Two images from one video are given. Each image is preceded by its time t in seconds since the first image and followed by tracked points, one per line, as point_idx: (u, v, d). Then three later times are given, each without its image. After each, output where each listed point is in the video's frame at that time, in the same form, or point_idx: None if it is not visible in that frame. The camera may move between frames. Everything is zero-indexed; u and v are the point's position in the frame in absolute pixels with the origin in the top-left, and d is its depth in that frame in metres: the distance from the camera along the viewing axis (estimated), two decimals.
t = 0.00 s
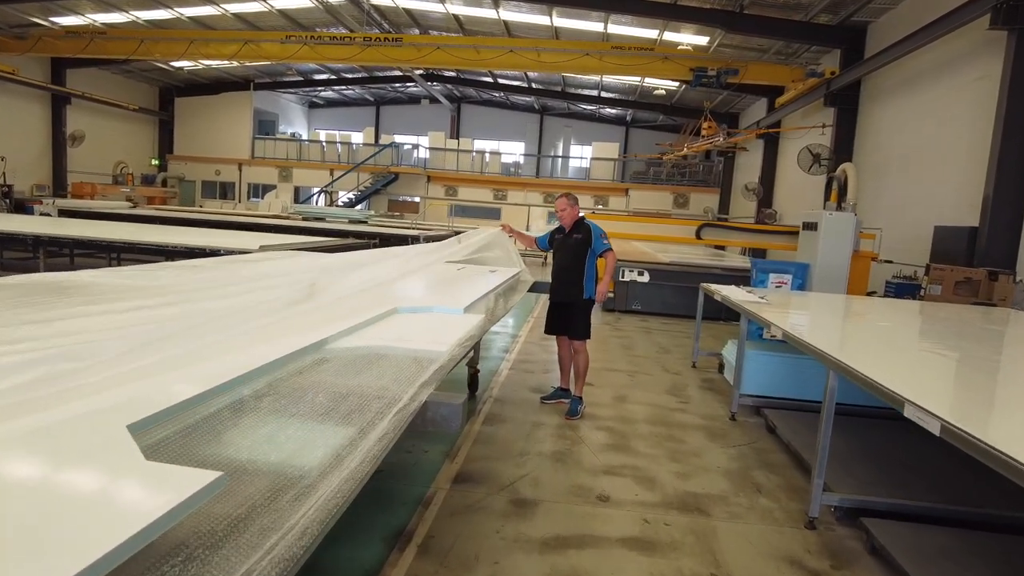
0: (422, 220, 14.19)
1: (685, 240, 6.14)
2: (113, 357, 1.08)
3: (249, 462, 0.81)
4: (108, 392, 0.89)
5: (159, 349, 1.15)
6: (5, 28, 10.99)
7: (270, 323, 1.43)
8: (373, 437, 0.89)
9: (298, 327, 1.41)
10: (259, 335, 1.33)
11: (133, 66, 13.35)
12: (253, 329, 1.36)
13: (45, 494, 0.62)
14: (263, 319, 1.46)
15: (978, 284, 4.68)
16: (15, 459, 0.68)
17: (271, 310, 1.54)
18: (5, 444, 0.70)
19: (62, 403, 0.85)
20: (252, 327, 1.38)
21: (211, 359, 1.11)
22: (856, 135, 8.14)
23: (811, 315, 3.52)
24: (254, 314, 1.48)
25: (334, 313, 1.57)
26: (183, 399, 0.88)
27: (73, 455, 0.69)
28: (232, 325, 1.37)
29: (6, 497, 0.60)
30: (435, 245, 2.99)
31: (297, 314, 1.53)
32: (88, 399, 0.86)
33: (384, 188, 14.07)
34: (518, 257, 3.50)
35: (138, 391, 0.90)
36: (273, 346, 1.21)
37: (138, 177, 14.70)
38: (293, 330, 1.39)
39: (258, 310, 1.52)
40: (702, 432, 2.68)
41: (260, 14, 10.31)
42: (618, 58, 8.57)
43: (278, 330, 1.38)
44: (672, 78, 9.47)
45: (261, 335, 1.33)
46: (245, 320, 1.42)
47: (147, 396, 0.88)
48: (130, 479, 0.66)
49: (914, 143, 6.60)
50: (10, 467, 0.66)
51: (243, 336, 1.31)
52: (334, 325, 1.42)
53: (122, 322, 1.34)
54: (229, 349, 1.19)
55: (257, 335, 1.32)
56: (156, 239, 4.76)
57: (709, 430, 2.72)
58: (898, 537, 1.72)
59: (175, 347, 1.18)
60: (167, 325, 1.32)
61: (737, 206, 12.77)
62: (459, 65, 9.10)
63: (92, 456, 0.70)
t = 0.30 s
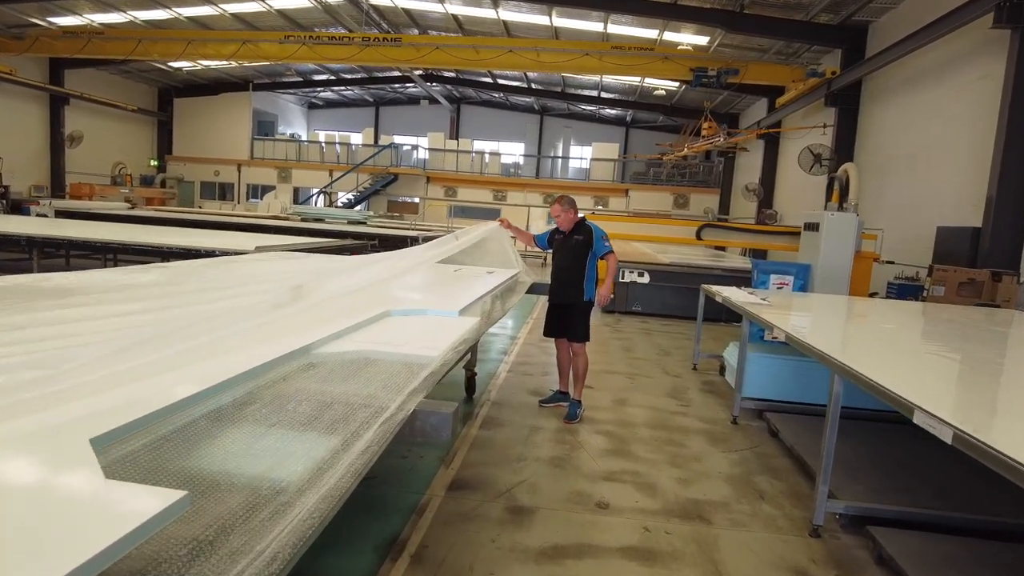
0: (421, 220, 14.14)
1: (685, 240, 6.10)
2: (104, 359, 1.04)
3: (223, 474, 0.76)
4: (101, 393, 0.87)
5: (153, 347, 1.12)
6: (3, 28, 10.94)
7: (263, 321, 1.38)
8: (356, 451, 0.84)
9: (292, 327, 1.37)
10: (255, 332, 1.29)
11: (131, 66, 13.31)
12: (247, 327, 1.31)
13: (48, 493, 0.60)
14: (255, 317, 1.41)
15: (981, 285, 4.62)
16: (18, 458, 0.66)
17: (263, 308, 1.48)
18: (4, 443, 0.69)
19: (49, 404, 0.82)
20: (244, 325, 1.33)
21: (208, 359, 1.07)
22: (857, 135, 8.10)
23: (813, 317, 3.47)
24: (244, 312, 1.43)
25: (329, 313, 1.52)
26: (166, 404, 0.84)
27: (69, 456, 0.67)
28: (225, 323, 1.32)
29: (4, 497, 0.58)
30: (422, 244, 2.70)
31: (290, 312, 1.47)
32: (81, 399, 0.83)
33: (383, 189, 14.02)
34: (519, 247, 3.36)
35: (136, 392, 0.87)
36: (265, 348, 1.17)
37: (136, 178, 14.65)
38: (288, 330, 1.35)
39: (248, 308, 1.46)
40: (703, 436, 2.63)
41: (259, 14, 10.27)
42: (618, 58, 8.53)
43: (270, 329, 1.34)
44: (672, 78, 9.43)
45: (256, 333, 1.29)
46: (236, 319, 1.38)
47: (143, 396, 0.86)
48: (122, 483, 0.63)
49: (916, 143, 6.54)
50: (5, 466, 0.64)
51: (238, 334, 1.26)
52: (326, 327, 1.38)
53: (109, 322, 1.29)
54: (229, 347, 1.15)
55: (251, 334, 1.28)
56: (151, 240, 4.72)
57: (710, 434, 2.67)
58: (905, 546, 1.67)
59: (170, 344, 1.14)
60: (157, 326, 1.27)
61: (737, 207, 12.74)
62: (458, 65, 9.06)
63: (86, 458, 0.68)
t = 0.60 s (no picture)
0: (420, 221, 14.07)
1: (684, 241, 6.05)
2: (83, 366, 1.03)
3: (184, 493, 0.71)
4: (69, 406, 0.84)
5: (128, 356, 1.09)
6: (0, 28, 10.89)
7: (245, 327, 1.34)
8: (330, 466, 0.80)
9: (274, 333, 1.32)
10: (236, 339, 1.25)
11: (130, 67, 13.26)
12: (230, 333, 1.28)
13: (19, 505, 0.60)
14: (237, 324, 1.37)
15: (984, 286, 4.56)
16: None
17: (244, 315, 1.44)
18: None
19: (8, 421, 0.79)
20: (224, 332, 1.29)
21: (189, 367, 1.05)
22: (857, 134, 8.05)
23: (814, 319, 3.41)
24: (224, 318, 1.39)
25: (314, 319, 1.47)
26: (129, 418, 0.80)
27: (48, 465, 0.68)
28: (206, 331, 1.29)
29: None
30: (418, 244, 2.75)
31: (272, 319, 1.43)
32: (46, 415, 0.81)
33: (382, 189, 13.95)
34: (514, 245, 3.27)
35: (111, 404, 0.85)
36: (243, 356, 1.13)
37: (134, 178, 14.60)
38: (270, 335, 1.31)
39: (229, 315, 1.42)
40: (702, 442, 2.58)
41: (256, 14, 10.22)
42: (618, 57, 8.48)
43: (251, 335, 1.30)
44: (672, 77, 9.38)
45: (236, 340, 1.24)
46: (217, 326, 1.34)
47: (116, 407, 0.84)
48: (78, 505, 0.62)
49: (918, 142, 6.48)
50: None
51: (217, 340, 1.23)
52: (310, 333, 1.33)
53: (83, 328, 1.26)
54: (208, 355, 1.12)
55: (231, 341, 1.24)
56: (145, 241, 4.66)
57: (709, 439, 2.62)
58: (910, 558, 1.62)
59: (146, 353, 1.11)
60: (133, 334, 1.24)
61: (737, 207, 12.69)
62: (456, 65, 9.00)
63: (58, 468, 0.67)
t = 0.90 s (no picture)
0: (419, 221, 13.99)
1: (683, 242, 5.99)
2: (71, 370, 1.03)
3: (121, 517, 0.66)
4: (38, 416, 0.82)
5: (117, 359, 1.09)
6: None
7: (219, 335, 1.30)
8: (282, 489, 0.75)
9: (251, 339, 1.28)
10: (213, 346, 1.21)
11: (128, 67, 13.20)
12: (214, 339, 1.27)
13: None
14: (213, 331, 1.32)
15: (987, 287, 4.50)
16: None
17: (220, 322, 1.39)
18: None
19: (0, 422, 0.81)
20: (199, 340, 1.25)
21: (175, 372, 1.04)
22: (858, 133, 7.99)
23: (812, 321, 3.36)
24: (198, 326, 1.35)
25: (294, 324, 1.43)
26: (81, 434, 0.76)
27: None
28: (180, 339, 1.25)
29: None
30: (407, 246, 2.73)
31: (251, 325, 1.39)
32: (44, 414, 0.83)
33: (381, 189, 13.88)
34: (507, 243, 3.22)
35: (106, 404, 0.87)
36: (215, 364, 1.09)
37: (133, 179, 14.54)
38: (246, 342, 1.26)
39: (204, 322, 1.37)
40: (697, 447, 2.53)
41: (253, 14, 10.16)
42: (616, 56, 8.40)
43: (229, 341, 1.26)
44: (671, 77, 9.32)
45: (212, 347, 1.21)
46: (191, 335, 1.30)
47: (83, 417, 0.81)
48: None
49: (919, 141, 6.42)
50: None
51: (192, 349, 1.19)
52: (286, 339, 1.29)
53: (63, 334, 1.23)
54: (183, 364, 1.09)
55: (206, 348, 1.20)
56: (136, 243, 4.61)
57: (704, 445, 2.57)
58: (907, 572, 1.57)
59: (131, 359, 1.10)
60: (101, 343, 1.19)
61: (737, 206, 12.62)
62: (454, 64, 8.93)
63: None
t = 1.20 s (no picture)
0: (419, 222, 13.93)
1: (683, 242, 5.93)
2: (61, 367, 1.02)
3: (54, 540, 0.61)
4: (0, 422, 0.78)
5: (112, 357, 1.09)
6: None
7: (194, 340, 1.24)
8: (235, 506, 0.71)
9: (226, 344, 1.23)
10: (188, 352, 1.16)
11: (127, 68, 13.17)
12: (198, 342, 1.23)
13: None
14: (188, 336, 1.27)
15: (990, 288, 4.45)
16: None
17: (195, 327, 1.33)
18: None
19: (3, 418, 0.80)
20: (172, 346, 1.20)
21: (167, 371, 1.04)
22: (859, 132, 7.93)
23: (812, 322, 3.30)
24: (170, 330, 1.29)
25: (273, 329, 1.38)
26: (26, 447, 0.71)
27: None
28: (152, 345, 1.19)
29: None
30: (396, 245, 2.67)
31: (233, 328, 1.35)
32: (47, 411, 0.83)
33: (381, 190, 13.82)
34: (499, 242, 3.17)
35: (101, 403, 0.86)
36: (183, 370, 1.04)
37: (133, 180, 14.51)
38: (222, 347, 1.21)
39: (177, 326, 1.31)
40: (694, 453, 2.48)
41: (252, 14, 10.13)
42: (616, 56, 8.34)
43: (206, 346, 1.21)
44: (671, 76, 9.27)
45: (186, 353, 1.16)
46: (164, 340, 1.24)
47: (41, 426, 0.77)
48: None
49: (922, 140, 6.35)
50: None
51: (163, 355, 1.13)
52: (262, 345, 1.23)
53: (51, 336, 1.21)
54: (154, 369, 1.04)
55: (179, 354, 1.15)
56: (129, 243, 4.56)
57: (702, 450, 2.51)
58: None
59: (125, 358, 1.10)
60: (71, 345, 1.15)
61: (738, 206, 12.56)
62: (453, 64, 8.87)
63: None
